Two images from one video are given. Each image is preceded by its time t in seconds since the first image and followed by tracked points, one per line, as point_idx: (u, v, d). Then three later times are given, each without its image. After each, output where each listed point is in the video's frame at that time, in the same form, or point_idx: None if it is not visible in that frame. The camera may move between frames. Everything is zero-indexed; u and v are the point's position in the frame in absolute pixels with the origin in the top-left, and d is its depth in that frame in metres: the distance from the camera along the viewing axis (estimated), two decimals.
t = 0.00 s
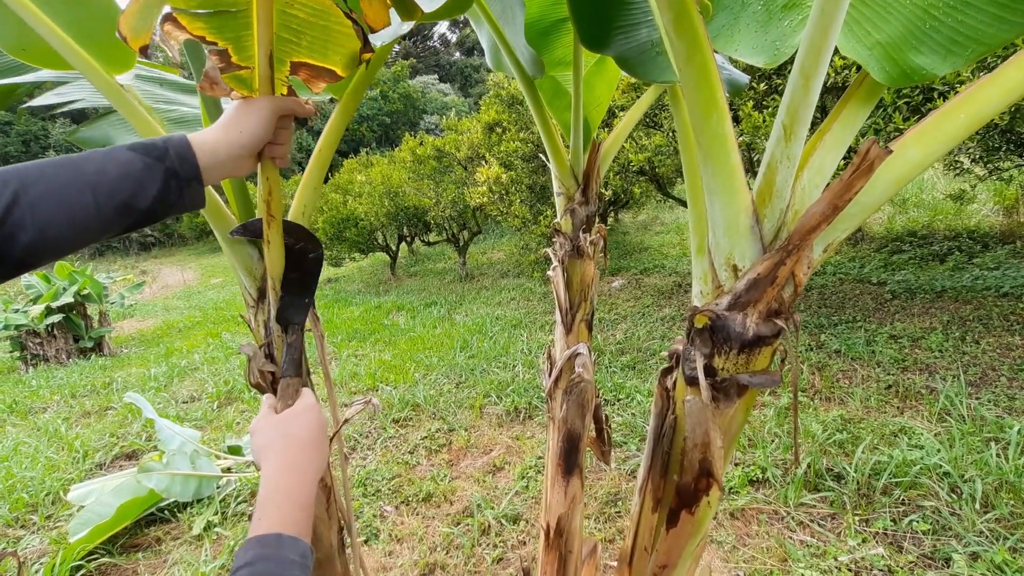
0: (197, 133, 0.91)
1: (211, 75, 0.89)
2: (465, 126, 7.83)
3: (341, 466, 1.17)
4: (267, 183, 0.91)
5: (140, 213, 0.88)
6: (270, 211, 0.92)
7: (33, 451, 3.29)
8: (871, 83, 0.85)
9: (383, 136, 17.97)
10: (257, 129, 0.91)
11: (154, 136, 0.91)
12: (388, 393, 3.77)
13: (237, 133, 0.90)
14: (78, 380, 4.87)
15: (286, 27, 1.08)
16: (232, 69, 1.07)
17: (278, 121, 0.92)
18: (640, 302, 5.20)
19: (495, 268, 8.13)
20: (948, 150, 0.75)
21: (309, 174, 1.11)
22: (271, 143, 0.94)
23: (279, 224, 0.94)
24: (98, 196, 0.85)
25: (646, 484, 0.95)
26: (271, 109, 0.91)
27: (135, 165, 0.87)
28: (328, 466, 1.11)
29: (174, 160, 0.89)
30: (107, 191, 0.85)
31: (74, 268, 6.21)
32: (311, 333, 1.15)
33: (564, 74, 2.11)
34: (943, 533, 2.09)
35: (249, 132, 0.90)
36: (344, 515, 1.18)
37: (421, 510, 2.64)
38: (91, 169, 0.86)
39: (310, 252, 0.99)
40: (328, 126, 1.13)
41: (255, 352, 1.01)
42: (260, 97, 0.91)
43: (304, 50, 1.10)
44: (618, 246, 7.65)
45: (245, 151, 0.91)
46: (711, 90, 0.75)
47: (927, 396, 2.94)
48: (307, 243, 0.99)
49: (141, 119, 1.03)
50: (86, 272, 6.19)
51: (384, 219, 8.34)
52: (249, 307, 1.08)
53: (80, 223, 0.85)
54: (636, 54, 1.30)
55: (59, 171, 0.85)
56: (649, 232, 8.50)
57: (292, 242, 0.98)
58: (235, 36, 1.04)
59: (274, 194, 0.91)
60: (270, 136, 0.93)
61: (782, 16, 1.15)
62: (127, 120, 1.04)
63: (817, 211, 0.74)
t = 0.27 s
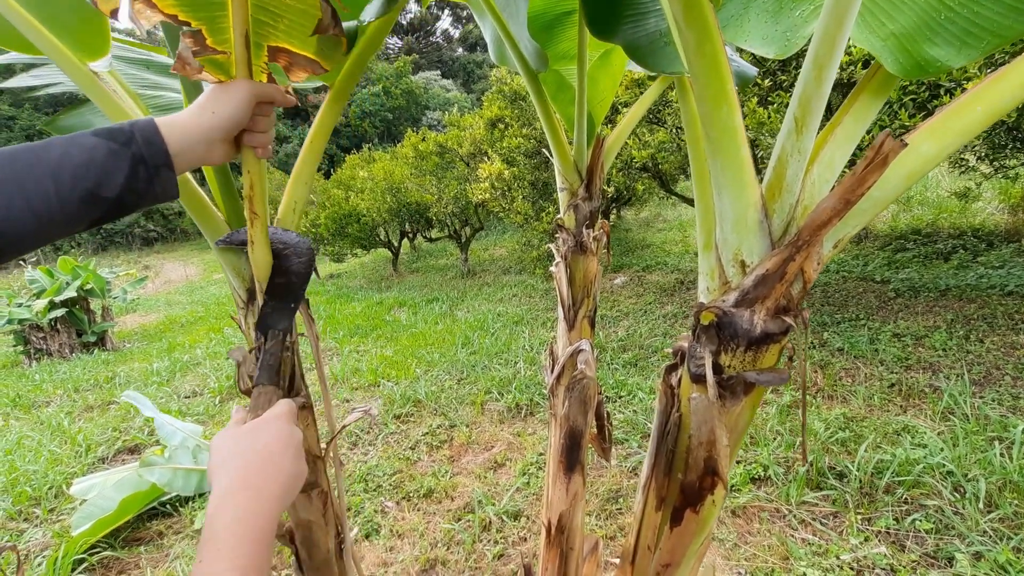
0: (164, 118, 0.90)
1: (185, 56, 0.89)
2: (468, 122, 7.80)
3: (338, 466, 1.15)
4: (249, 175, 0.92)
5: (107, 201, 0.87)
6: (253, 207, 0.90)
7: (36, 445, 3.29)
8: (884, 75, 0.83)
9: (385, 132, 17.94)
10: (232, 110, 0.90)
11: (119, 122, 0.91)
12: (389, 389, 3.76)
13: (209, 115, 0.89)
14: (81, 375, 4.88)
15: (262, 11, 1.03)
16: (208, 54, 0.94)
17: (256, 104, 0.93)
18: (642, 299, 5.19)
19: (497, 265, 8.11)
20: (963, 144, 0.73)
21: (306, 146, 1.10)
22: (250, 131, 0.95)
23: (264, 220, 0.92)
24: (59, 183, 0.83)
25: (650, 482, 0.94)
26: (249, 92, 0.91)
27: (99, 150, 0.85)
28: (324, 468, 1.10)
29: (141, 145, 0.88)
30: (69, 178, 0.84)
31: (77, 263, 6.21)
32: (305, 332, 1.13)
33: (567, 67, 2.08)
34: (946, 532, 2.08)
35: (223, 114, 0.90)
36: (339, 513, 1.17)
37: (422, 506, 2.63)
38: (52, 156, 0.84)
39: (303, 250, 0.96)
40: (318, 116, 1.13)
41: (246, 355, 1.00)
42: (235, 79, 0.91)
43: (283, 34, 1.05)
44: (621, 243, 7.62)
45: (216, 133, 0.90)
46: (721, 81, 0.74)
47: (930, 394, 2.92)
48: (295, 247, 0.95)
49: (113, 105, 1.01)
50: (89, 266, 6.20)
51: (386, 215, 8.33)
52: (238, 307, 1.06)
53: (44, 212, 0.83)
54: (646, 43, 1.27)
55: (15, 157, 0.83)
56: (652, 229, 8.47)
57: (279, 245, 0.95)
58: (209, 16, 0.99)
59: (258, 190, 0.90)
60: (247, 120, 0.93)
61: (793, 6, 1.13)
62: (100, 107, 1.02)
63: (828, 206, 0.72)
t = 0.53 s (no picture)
0: (161, 132, 0.90)
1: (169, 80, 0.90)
2: (470, 117, 7.77)
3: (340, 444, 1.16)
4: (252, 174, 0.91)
5: (99, 214, 0.85)
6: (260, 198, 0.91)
7: (39, 437, 3.30)
8: (896, 66, 0.82)
9: (387, 127, 17.90)
10: (224, 128, 0.89)
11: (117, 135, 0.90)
12: (390, 384, 3.76)
13: (202, 130, 0.88)
14: (83, 368, 4.89)
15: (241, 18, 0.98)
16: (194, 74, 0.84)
17: (250, 118, 0.91)
18: (644, 295, 5.18)
19: (499, 261, 8.09)
20: (976, 136, 0.72)
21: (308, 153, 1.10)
22: (246, 139, 0.92)
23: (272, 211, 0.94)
24: (52, 194, 0.83)
25: (653, 478, 0.93)
26: (243, 106, 0.89)
27: (93, 163, 0.85)
28: (329, 444, 1.10)
29: (135, 159, 0.87)
30: (62, 189, 0.83)
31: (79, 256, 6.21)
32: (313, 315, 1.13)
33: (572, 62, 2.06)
34: (948, 530, 2.07)
35: (216, 131, 0.89)
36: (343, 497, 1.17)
37: (422, 500, 2.63)
38: (47, 167, 0.84)
39: (310, 239, 0.95)
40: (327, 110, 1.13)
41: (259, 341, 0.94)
42: (229, 94, 0.89)
43: (266, 39, 1.01)
44: (623, 239, 7.61)
45: (210, 149, 0.89)
46: (730, 71, 0.72)
47: (932, 393, 2.91)
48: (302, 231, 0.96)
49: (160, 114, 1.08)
50: (91, 260, 6.20)
51: (388, 210, 8.32)
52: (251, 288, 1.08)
53: (35, 223, 0.82)
54: (651, 35, 1.25)
55: (10, 168, 0.83)
56: (654, 226, 8.45)
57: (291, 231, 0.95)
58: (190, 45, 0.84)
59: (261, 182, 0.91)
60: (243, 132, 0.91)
61: None
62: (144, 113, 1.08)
63: (838, 199, 0.71)
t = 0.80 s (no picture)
0: (197, 108, 0.89)
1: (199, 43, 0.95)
2: (473, 112, 7.74)
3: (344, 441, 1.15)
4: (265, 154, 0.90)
5: (145, 188, 0.86)
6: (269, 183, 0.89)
7: (41, 430, 3.31)
8: (910, 60, 0.81)
9: (389, 121, 17.84)
10: (252, 99, 0.88)
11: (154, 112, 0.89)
12: (392, 379, 3.76)
13: (229, 104, 0.87)
14: (85, 361, 4.90)
15: None
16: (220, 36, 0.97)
17: (270, 91, 0.91)
18: (646, 292, 5.16)
19: (500, 256, 8.08)
20: (992, 130, 0.71)
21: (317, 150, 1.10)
22: (267, 114, 0.92)
23: (280, 195, 0.91)
24: (101, 171, 0.83)
25: (658, 475, 0.92)
26: (261, 80, 0.88)
27: (136, 140, 0.84)
28: (332, 445, 1.10)
29: (175, 135, 0.86)
30: (111, 163, 0.83)
31: (81, 249, 6.22)
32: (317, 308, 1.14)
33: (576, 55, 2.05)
34: (949, 528, 2.06)
35: (245, 101, 0.88)
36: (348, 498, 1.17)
37: (423, 495, 2.64)
38: (92, 144, 0.83)
39: (314, 237, 0.95)
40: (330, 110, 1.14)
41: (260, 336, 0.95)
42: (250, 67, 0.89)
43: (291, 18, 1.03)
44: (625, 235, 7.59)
45: (241, 123, 0.88)
46: (742, 62, 0.71)
47: (935, 391, 2.90)
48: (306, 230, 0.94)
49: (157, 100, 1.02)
50: (93, 253, 6.20)
51: (390, 205, 8.31)
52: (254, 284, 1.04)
53: (86, 199, 0.82)
54: (661, 26, 1.22)
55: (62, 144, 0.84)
56: (656, 222, 8.43)
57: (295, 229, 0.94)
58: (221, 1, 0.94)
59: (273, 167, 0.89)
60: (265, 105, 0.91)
61: None
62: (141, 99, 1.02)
63: (851, 193, 0.71)
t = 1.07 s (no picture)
0: (192, 105, 0.88)
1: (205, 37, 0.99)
2: (475, 108, 7.72)
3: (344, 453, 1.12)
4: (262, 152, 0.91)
5: (136, 185, 0.84)
6: (259, 187, 0.88)
7: (44, 423, 3.32)
8: (923, 57, 0.80)
9: (391, 116, 17.83)
10: (247, 94, 0.89)
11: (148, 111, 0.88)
12: (393, 374, 3.77)
13: (225, 99, 0.88)
14: (87, 354, 4.91)
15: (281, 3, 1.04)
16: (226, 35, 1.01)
17: (267, 87, 0.92)
18: (647, 289, 5.16)
19: (502, 252, 8.08)
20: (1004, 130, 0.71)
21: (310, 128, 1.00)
22: (263, 112, 0.93)
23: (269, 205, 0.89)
24: (90, 166, 0.81)
25: (662, 471, 0.93)
26: (259, 74, 0.91)
27: (128, 137, 0.83)
28: (330, 456, 1.06)
29: (167, 130, 0.85)
30: (101, 160, 0.82)
31: (83, 243, 6.22)
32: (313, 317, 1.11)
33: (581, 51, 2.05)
34: (949, 526, 2.07)
35: (240, 95, 0.88)
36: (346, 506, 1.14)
37: (425, 490, 2.64)
38: (83, 139, 0.82)
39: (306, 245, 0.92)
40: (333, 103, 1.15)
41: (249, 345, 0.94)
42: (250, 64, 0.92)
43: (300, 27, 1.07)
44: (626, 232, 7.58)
45: (236, 117, 0.88)
46: (752, 59, 0.71)
47: (936, 389, 2.89)
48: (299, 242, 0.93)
49: (122, 88, 0.94)
50: (95, 247, 6.20)
51: (391, 200, 8.31)
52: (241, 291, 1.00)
53: (73, 195, 0.81)
54: (675, 21, 1.20)
55: (50, 142, 0.82)
56: (658, 219, 8.42)
57: (286, 241, 0.92)
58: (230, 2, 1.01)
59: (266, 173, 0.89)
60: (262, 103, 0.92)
61: None
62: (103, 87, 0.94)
63: (861, 192, 0.71)
